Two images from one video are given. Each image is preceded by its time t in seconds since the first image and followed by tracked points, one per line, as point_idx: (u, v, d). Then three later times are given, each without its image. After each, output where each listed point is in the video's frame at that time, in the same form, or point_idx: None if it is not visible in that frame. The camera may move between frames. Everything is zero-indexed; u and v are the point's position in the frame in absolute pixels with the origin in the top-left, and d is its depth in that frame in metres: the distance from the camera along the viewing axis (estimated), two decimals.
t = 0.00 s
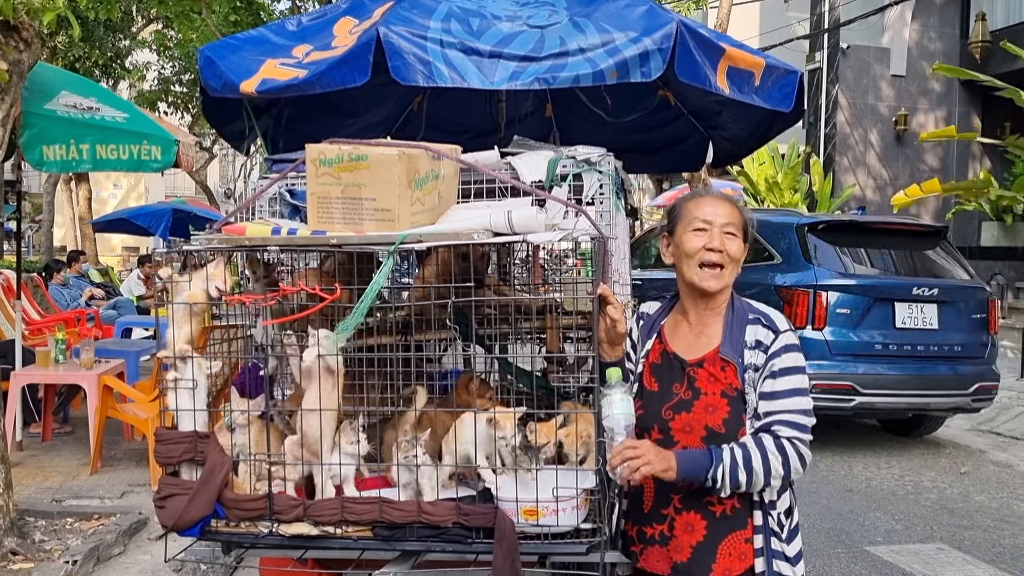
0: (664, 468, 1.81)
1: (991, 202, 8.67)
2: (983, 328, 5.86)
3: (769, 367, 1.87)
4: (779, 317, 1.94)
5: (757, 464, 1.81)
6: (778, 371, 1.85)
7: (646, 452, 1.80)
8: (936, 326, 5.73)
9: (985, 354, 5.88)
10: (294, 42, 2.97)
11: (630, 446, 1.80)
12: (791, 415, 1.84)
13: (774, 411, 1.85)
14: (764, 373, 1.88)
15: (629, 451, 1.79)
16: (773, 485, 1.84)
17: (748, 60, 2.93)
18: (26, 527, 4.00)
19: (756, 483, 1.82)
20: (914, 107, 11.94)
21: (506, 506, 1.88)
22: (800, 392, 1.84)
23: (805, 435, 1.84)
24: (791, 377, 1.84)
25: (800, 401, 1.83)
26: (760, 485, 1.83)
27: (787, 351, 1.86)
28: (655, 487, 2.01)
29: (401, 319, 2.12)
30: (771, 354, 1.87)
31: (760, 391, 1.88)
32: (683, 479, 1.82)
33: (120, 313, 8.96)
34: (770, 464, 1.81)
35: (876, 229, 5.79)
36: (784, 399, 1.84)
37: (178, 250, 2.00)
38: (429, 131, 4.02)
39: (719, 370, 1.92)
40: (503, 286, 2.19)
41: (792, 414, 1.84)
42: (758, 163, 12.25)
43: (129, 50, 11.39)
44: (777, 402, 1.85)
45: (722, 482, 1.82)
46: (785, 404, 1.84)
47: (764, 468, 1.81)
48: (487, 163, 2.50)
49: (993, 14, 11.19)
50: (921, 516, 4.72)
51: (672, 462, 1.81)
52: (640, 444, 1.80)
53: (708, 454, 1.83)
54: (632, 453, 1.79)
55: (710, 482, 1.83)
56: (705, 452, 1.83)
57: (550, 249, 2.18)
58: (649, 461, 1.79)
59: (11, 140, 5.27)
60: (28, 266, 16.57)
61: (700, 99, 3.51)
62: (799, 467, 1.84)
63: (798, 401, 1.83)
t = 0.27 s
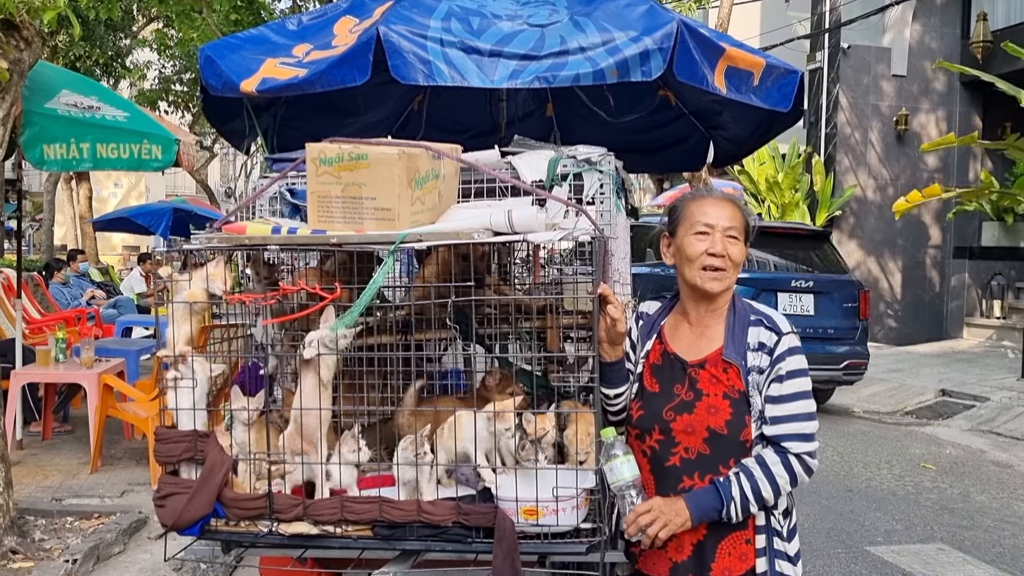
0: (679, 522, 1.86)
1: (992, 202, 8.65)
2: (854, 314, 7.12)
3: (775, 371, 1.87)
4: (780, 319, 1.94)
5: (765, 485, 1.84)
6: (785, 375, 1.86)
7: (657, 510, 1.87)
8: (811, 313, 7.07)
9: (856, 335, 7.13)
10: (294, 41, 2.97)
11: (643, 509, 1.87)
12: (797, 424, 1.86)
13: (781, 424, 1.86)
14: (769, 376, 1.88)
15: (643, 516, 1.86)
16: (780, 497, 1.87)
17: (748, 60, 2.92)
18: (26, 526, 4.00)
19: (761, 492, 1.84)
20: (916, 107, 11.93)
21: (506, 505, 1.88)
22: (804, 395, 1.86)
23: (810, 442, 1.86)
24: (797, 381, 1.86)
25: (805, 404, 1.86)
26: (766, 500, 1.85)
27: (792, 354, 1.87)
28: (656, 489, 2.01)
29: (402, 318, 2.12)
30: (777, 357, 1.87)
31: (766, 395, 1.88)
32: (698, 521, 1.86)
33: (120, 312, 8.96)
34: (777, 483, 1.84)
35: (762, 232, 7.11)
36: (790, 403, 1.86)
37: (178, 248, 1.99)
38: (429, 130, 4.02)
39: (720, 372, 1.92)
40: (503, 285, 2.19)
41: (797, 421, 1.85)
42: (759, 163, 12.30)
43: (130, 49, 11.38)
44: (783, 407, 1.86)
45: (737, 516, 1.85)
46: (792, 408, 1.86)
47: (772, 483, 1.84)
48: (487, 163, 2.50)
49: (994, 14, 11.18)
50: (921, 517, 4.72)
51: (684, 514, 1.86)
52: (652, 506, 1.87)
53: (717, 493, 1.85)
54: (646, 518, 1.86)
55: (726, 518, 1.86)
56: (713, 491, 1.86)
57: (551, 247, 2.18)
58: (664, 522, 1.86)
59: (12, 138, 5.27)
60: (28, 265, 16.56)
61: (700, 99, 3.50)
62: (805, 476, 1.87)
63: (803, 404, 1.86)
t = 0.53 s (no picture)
0: (677, 523, 1.85)
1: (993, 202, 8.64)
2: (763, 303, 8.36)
3: (774, 372, 1.86)
4: (780, 320, 1.93)
5: (763, 486, 1.82)
6: (783, 376, 1.85)
7: (655, 510, 1.86)
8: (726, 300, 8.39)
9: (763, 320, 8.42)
10: (296, 42, 2.97)
11: (641, 508, 1.87)
12: (796, 425, 1.84)
13: (779, 425, 1.85)
14: (768, 377, 1.87)
15: (642, 515, 1.86)
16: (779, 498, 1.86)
17: (749, 61, 2.92)
18: (27, 526, 4.00)
19: (760, 493, 1.83)
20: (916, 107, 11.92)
21: (508, 506, 1.87)
22: (804, 396, 1.84)
23: (811, 444, 1.84)
24: (796, 382, 1.84)
25: (805, 406, 1.84)
26: (764, 501, 1.84)
27: (791, 355, 1.85)
28: (657, 490, 2.01)
29: (402, 319, 2.12)
30: (776, 358, 1.86)
31: (765, 396, 1.88)
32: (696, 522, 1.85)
33: (121, 312, 8.97)
34: (775, 484, 1.82)
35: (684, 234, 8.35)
36: (788, 404, 1.84)
37: (181, 249, 1.98)
38: (431, 130, 4.02)
39: (719, 373, 1.92)
40: (504, 286, 2.19)
41: (796, 422, 1.84)
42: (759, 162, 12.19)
43: (131, 49, 11.38)
44: (782, 408, 1.85)
45: (734, 517, 1.85)
46: (791, 409, 1.84)
47: (769, 484, 1.82)
48: (488, 164, 2.50)
49: (995, 13, 11.17)
50: (922, 517, 4.72)
51: (682, 514, 1.85)
52: (651, 505, 1.87)
53: (715, 493, 1.84)
54: (644, 517, 1.86)
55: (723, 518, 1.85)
56: (711, 491, 1.85)
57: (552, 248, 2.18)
58: (662, 522, 1.85)
59: (13, 138, 5.27)
60: (29, 264, 16.57)
61: (701, 100, 3.50)
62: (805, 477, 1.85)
63: (802, 406, 1.84)
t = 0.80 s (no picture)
0: (678, 524, 1.84)
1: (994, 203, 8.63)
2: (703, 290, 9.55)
3: (774, 371, 1.86)
4: (780, 320, 1.93)
5: (764, 485, 1.82)
6: (783, 376, 1.84)
7: (657, 511, 1.85)
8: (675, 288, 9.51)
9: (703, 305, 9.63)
10: (297, 42, 2.97)
11: (641, 510, 1.85)
12: (797, 424, 1.84)
13: (779, 425, 1.85)
14: (767, 377, 1.87)
15: (642, 517, 1.84)
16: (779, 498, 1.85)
17: (750, 61, 2.92)
18: (28, 525, 4.01)
19: (761, 490, 1.82)
20: (918, 107, 11.92)
21: (509, 506, 1.87)
22: (804, 396, 1.84)
23: (811, 444, 1.84)
24: (796, 383, 1.84)
25: (805, 406, 1.84)
26: (763, 498, 1.83)
27: (792, 355, 1.85)
28: (656, 490, 2.01)
29: (404, 318, 2.13)
30: (775, 357, 1.86)
31: (764, 396, 1.87)
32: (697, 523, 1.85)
33: (123, 311, 8.98)
34: (775, 483, 1.82)
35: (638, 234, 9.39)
36: (788, 404, 1.84)
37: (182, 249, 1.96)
38: (432, 130, 4.02)
39: (718, 373, 1.92)
40: (506, 286, 2.19)
41: (796, 421, 1.84)
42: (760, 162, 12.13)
43: (133, 48, 11.39)
44: (781, 408, 1.84)
45: (735, 518, 1.84)
46: (791, 409, 1.84)
47: (770, 482, 1.82)
48: (489, 163, 2.50)
49: (997, 14, 11.16)
50: (923, 517, 4.72)
51: (682, 516, 1.84)
52: (651, 507, 1.85)
53: (716, 494, 1.84)
54: (644, 519, 1.84)
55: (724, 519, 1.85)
56: (712, 493, 1.84)
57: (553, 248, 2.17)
58: (662, 524, 1.83)
59: (14, 138, 5.27)
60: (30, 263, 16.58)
61: (703, 100, 3.50)
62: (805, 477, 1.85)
63: (802, 405, 1.84)
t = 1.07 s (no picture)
0: (679, 492, 1.80)
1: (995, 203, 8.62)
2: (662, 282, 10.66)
3: (774, 371, 1.86)
4: (779, 318, 1.93)
5: (765, 481, 1.81)
6: (784, 376, 1.84)
7: (662, 473, 1.79)
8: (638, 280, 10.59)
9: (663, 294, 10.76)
10: (298, 42, 2.97)
11: (648, 466, 1.79)
12: (797, 424, 1.84)
13: (780, 424, 1.85)
14: (768, 376, 1.87)
15: (649, 473, 1.78)
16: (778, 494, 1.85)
17: (752, 61, 2.92)
18: (29, 525, 4.01)
19: (762, 485, 1.81)
20: (919, 107, 11.91)
21: (510, 506, 1.88)
22: (804, 396, 1.84)
23: (812, 442, 1.84)
24: (797, 382, 1.84)
25: (805, 406, 1.84)
26: (764, 493, 1.82)
27: (791, 355, 1.85)
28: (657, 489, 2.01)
29: (405, 319, 2.14)
30: (775, 357, 1.86)
31: (764, 395, 1.88)
32: (695, 499, 1.82)
33: (124, 311, 8.99)
34: (777, 479, 1.81)
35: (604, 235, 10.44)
36: (790, 404, 1.84)
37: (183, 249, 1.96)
38: (434, 130, 4.03)
39: (718, 372, 1.92)
40: (507, 287, 2.20)
41: (797, 421, 1.84)
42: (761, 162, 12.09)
43: (134, 48, 11.39)
44: (782, 407, 1.85)
45: (732, 503, 1.82)
46: (792, 409, 1.84)
47: (772, 477, 1.81)
48: (490, 164, 2.50)
49: (998, 14, 11.15)
50: (924, 517, 4.72)
51: (685, 485, 1.81)
52: (658, 467, 1.79)
53: (719, 474, 1.81)
54: (651, 477, 1.78)
55: (721, 501, 1.83)
56: (715, 471, 1.82)
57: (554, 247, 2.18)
58: (665, 487, 1.78)
59: (15, 138, 5.27)
60: (30, 263, 16.59)
61: (704, 100, 3.50)
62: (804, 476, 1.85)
63: (803, 405, 1.84)
